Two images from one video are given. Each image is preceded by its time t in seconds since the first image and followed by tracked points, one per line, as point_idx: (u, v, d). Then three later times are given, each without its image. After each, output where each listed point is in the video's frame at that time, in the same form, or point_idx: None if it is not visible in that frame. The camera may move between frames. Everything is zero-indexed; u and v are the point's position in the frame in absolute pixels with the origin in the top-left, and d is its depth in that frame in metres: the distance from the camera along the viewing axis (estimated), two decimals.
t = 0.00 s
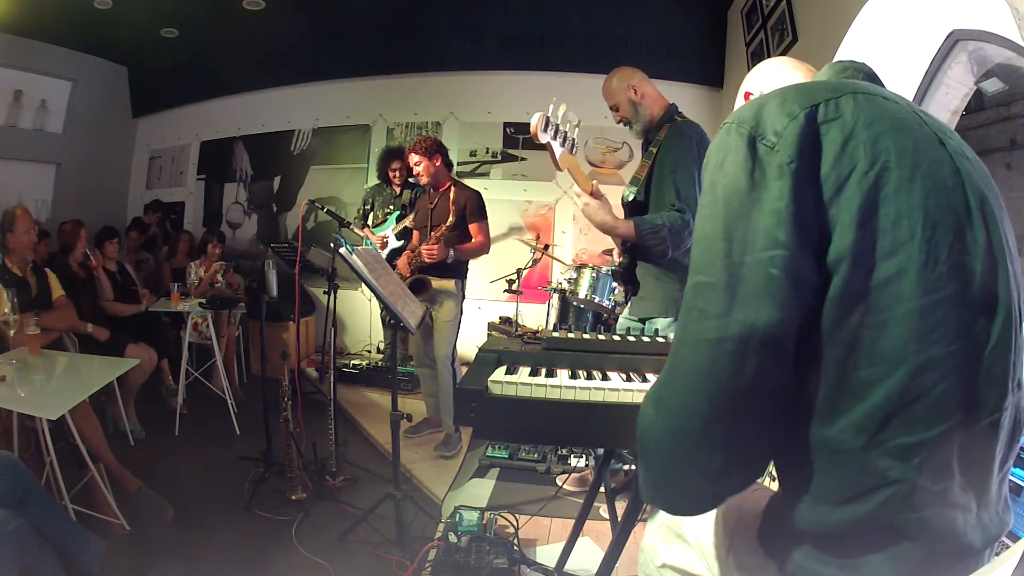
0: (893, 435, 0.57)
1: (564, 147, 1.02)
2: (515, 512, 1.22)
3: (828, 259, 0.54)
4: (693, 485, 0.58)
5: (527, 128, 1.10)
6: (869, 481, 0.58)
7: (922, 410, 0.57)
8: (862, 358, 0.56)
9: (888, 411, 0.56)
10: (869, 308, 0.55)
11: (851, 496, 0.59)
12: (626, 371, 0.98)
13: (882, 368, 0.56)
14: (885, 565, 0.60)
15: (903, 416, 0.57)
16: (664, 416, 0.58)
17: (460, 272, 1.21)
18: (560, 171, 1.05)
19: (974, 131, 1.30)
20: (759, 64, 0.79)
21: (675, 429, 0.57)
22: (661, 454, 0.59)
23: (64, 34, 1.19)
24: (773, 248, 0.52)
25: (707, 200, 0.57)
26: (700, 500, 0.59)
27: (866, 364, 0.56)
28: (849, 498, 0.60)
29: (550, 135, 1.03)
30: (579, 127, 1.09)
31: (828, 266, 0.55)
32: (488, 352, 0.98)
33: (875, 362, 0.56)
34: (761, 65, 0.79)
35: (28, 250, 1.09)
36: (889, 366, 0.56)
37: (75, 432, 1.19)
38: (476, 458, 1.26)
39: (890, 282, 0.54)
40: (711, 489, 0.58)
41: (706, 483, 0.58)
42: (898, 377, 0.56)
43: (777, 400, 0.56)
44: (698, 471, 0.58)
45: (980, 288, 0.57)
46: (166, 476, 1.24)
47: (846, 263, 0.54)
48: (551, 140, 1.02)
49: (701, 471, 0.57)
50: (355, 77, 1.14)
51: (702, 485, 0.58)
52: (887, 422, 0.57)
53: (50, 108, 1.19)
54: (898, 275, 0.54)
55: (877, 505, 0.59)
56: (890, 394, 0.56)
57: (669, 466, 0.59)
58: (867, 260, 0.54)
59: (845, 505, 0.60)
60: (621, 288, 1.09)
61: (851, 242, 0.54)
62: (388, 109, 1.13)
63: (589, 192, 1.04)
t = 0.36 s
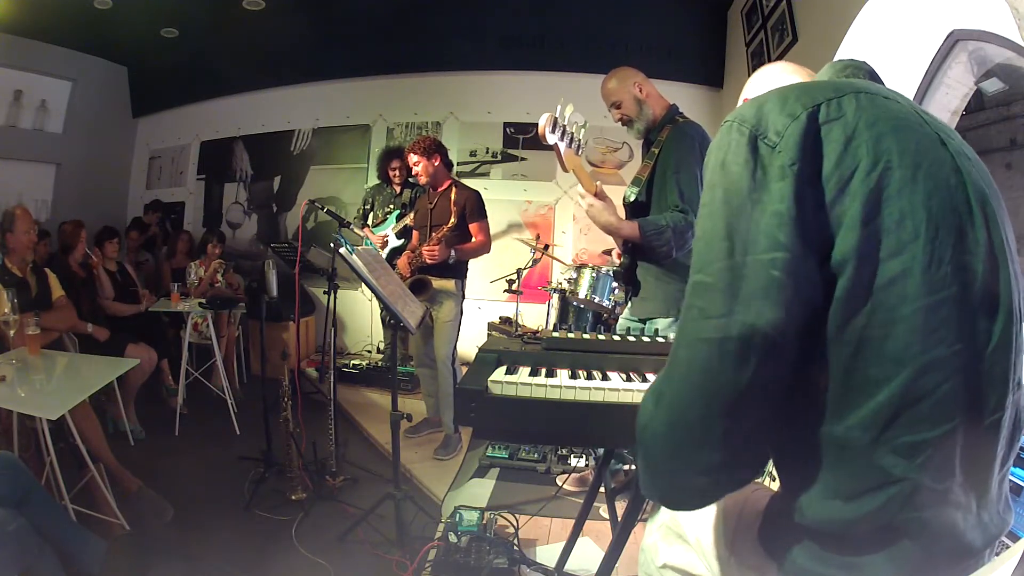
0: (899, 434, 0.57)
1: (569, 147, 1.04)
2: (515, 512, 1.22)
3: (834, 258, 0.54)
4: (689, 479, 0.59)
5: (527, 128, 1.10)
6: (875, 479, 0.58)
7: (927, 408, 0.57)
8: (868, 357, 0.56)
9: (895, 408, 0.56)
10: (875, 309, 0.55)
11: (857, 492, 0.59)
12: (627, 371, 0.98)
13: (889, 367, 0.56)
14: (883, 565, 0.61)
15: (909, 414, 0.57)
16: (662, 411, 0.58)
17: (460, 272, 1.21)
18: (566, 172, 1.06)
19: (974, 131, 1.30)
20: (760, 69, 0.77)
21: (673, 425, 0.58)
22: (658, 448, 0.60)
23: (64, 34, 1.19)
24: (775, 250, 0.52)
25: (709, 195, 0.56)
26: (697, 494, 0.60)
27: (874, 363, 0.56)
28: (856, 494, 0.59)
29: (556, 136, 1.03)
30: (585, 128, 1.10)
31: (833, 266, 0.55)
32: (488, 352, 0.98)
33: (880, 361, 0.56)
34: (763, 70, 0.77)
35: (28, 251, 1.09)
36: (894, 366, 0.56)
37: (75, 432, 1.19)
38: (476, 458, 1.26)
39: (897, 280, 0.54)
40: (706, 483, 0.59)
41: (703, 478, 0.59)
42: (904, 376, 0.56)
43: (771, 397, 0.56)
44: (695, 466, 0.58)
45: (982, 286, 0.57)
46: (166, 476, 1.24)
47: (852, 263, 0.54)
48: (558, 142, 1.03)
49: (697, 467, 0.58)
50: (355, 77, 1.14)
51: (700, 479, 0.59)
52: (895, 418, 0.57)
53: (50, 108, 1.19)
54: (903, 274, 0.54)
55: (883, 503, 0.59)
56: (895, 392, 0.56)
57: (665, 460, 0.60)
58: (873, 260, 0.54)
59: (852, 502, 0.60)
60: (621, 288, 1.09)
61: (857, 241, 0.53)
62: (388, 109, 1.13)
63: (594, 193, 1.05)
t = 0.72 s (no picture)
0: (914, 422, 0.57)
1: (575, 147, 1.04)
2: (515, 512, 1.23)
3: (855, 248, 0.54)
4: (771, 487, 0.58)
5: (527, 127, 1.09)
6: (885, 470, 0.58)
7: (941, 398, 0.57)
8: (887, 347, 0.56)
9: (910, 397, 0.57)
10: (898, 297, 0.55)
11: (867, 482, 0.59)
12: (626, 371, 0.98)
13: (906, 356, 0.56)
14: (890, 558, 0.60)
15: (928, 400, 0.57)
16: (727, 426, 0.57)
17: (460, 271, 1.19)
18: (570, 175, 1.06)
19: (974, 131, 1.34)
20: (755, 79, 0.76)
21: (743, 436, 0.57)
22: (732, 465, 0.58)
23: (63, 34, 1.19)
24: (814, 244, 0.52)
25: (729, 194, 0.56)
26: (779, 498, 0.59)
27: (893, 352, 0.56)
28: (867, 485, 0.59)
29: (561, 137, 1.04)
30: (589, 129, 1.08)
31: (857, 254, 0.54)
32: (488, 352, 0.98)
33: (898, 350, 0.56)
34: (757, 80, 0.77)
35: (28, 251, 1.10)
36: (912, 353, 0.56)
37: (74, 432, 1.19)
38: (476, 458, 1.25)
39: (912, 270, 0.55)
40: (785, 489, 0.58)
41: (784, 482, 0.57)
42: (921, 365, 0.56)
43: (821, 394, 0.55)
44: (772, 473, 0.57)
45: (986, 285, 0.58)
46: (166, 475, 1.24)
47: (870, 254, 0.54)
48: (564, 143, 1.03)
49: (776, 472, 0.57)
50: (354, 78, 1.14)
51: (779, 485, 0.58)
52: (910, 407, 0.57)
53: (50, 108, 1.19)
54: (920, 263, 0.54)
55: (890, 495, 0.59)
56: (911, 383, 0.56)
57: (740, 474, 0.58)
58: (889, 251, 0.55)
59: (864, 492, 0.59)
60: (622, 288, 1.09)
61: (874, 232, 0.54)
62: (387, 109, 1.13)
63: (598, 194, 1.07)
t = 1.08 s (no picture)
0: (900, 429, 0.57)
1: (575, 150, 1.02)
2: (515, 513, 1.23)
3: (840, 256, 0.54)
4: (738, 488, 0.57)
5: (526, 127, 1.09)
6: (875, 476, 0.58)
7: (928, 405, 0.57)
8: (873, 353, 0.56)
9: (896, 405, 0.56)
10: (878, 306, 0.55)
11: (856, 490, 0.59)
12: (626, 371, 0.98)
13: (893, 361, 0.56)
14: (884, 560, 0.61)
15: (910, 410, 0.57)
16: (697, 422, 0.57)
17: (460, 272, 1.19)
18: (570, 176, 1.06)
19: (974, 131, 1.30)
20: (759, 78, 0.76)
21: (712, 432, 0.56)
22: (701, 464, 0.58)
23: (64, 34, 1.19)
24: (790, 247, 0.52)
25: (719, 203, 0.56)
26: (746, 502, 0.57)
27: (879, 357, 0.56)
28: (856, 493, 0.59)
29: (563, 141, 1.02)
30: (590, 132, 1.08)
31: (840, 262, 0.54)
32: (488, 352, 0.98)
33: (885, 356, 0.56)
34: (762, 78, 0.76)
35: (28, 251, 1.11)
36: (899, 360, 0.56)
37: (75, 432, 1.19)
38: (476, 458, 1.26)
39: (898, 279, 0.54)
40: (749, 491, 0.57)
41: (749, 483, 0.57)
42: (908, 370, 0.56)
43: (795, 396, 0.54)
44: (739, 472, 0.56)
45: (982, 284, 0.57)
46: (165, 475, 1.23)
47: (857, 262, 0.54)
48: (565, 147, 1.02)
49: (743, 471, 0.56)
50: (354, 78, 1.14)
51: (744, 486, 0.57)
52: (894, 415, 0.57)
53: (50, 108, 1.19)
54: (907, 271, 0.54)
55: (879, 502, 0.59)
56: (896, 390, 0.56)
57: (707, 472, 0.57)
58: (877, 258, 0.54)
59: (852, 500, 0.59)
60: (622, 287, 1.11)
61: (863, 238, 0.54)
62: (387, 109, 1.13)
63: (600, 198, 1.05)
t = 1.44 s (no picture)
0: (903, 431, 0.57)
1: (574, 151, 1.02)
2: (515, 512, 1.24)
3: (843, 257, 0.54)
4: (740, 491, 0.57)
5: (527, 128, 1.08)
6: (875, 478, 0.58)
7: (930, 407, 0.57)
8: (876, 355, 0.56)
9: (897, 406, 0.56)
10: (880, 307, 0.55)
11: (857, 491, 0.59)
12: (626, 371, 0.98)
13: (895, 365, 0.56)
14: (885, 562, 0.60)
15: (914, 411, 0.57)
16: (700, 423, 0.57)
17: (460, 271, 1.20)
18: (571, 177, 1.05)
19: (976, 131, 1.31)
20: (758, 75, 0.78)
21: (715, 434, 0.56)
22: (703, 465, 0.58)
23: (64, 34, 1.19)
24: (793, 250, 0.52)
25: (720, 203, 0.56)
26: (747, 506, 0.57)
27: (882, 359, 0.56)
28: (858, 494, 0.59)
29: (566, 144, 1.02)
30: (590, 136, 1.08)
31: (843, 263, 0.54)
32: (488, 352, 0.98)
33: (887, 358, 0.56)
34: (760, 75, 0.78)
35: (28, 250, 1.11)
36: (901, 362, 0.56)
37: (75, 433, 1.19)
38: (476, 458, 1.26)
39: (899, 282, 0.54)
40: (753, 495, 0.57)
41: (752, 487, 0.57)
42: (909, 374, 0.56)
43: (799, 396, 0.55)
44: (741, 475, 0.56)
45: (984, 286, 0.57)
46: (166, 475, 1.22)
47: (859, 263, 0.54)
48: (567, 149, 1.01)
49: (746, 474, 0.56)
50: (354, 78, 1.14)
51: (746, 489, 0.57)
52: (896, 418, 0.57)
53: (50, 108, 1.19)
54: (909, 273, 0.54)
55: (881, 503, 0.59)
56: (897, 392, 0.56)
57: (709, 474, 0.57)
58: (878, 260, 0.54)
59: (853, 502, 0.59)
60: (623, 287, 1.12)
61: (864, 241, 0.54)
62: (387, 109, 1.13)
63: (601, 199, 1.04)
